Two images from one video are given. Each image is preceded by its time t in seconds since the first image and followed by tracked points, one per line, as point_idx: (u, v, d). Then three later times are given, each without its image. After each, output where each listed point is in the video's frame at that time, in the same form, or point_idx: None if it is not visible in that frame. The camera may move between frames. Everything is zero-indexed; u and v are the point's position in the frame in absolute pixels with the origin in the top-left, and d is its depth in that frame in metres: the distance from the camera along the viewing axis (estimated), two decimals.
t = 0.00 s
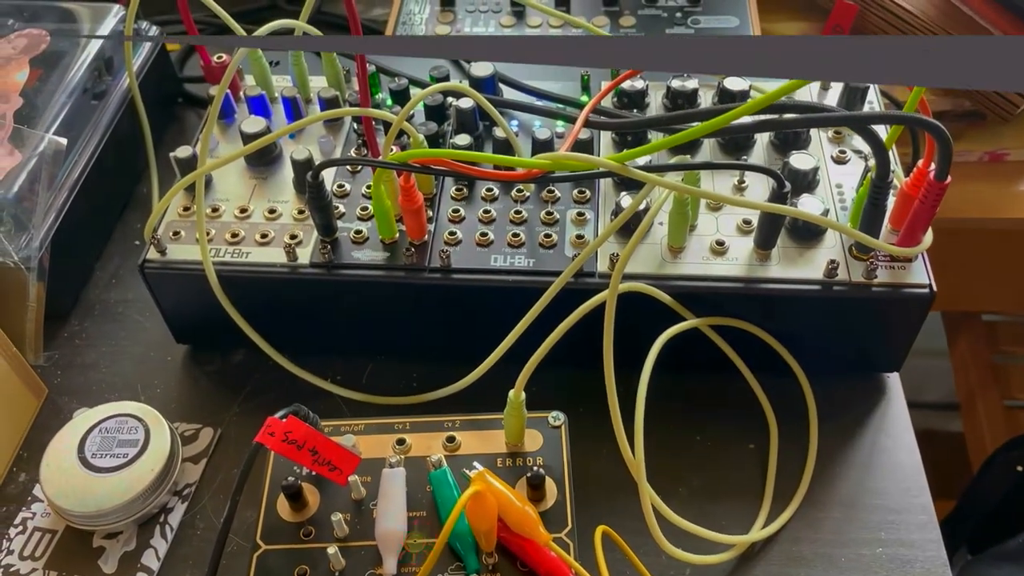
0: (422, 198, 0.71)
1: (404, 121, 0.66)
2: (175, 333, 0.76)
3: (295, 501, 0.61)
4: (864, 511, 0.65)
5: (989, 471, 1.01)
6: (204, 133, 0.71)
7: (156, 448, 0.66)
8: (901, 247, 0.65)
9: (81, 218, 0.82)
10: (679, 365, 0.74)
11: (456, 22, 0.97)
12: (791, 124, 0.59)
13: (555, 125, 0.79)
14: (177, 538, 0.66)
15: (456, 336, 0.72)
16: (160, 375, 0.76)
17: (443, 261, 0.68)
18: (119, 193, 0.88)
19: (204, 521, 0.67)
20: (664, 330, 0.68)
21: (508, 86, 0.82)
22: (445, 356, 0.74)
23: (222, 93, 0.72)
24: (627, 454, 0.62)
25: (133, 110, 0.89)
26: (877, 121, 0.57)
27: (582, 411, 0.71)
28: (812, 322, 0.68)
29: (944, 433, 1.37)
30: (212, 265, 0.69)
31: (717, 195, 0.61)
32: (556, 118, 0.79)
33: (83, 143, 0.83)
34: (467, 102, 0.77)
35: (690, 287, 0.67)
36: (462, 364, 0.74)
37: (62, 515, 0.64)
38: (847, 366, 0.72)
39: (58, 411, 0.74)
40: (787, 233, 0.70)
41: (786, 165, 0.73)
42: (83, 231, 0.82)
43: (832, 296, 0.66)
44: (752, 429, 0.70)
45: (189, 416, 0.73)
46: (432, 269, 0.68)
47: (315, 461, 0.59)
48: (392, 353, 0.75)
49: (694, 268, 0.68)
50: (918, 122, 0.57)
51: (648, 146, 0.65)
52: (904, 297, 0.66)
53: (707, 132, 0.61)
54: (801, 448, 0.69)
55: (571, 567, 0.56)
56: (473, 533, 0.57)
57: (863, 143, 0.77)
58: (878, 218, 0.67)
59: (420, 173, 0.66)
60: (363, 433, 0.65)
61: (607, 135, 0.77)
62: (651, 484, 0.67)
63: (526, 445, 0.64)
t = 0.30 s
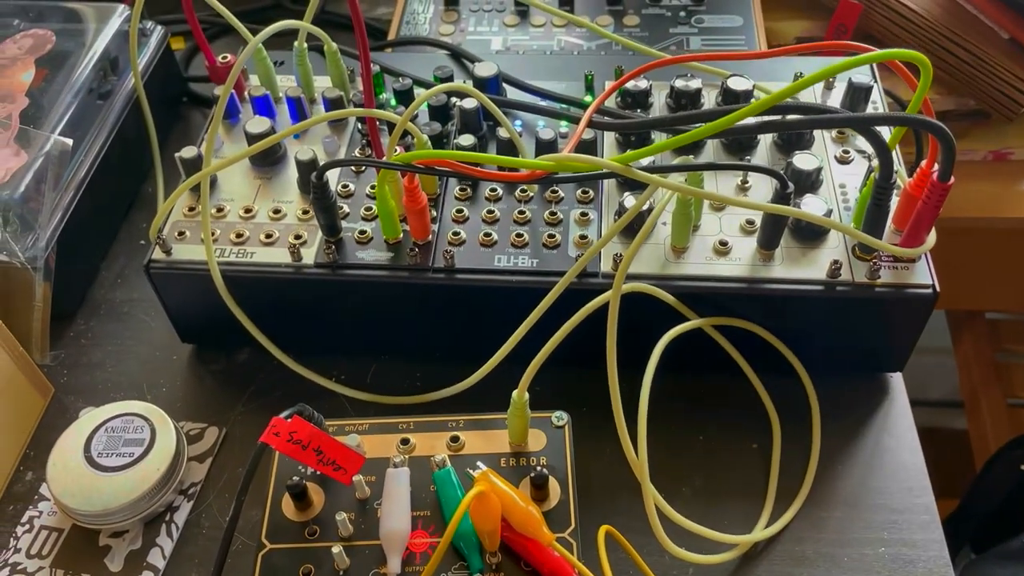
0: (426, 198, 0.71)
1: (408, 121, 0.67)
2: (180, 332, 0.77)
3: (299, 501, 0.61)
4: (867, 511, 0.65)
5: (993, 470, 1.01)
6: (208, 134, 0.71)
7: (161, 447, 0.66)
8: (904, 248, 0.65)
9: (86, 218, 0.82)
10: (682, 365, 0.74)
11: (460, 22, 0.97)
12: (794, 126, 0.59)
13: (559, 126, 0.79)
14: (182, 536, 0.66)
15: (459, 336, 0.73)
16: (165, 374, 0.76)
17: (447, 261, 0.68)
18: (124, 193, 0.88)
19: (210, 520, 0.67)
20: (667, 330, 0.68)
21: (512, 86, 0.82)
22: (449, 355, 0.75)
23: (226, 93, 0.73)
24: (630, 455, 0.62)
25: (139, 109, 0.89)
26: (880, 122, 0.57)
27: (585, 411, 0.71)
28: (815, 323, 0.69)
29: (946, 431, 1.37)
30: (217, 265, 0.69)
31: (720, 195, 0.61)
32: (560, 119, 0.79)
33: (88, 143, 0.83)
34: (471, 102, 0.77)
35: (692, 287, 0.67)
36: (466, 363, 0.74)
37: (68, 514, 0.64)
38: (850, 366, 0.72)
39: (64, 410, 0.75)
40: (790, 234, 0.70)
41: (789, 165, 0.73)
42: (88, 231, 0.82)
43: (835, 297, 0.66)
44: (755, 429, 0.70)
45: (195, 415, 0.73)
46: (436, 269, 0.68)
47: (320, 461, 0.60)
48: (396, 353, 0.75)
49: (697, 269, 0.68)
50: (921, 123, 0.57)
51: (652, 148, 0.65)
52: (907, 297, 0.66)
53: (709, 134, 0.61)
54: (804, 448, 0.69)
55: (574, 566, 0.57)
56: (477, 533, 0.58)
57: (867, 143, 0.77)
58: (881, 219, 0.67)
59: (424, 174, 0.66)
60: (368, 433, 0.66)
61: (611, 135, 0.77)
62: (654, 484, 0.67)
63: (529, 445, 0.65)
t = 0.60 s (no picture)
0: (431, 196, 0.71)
1: (413, 119, 0.67)
2: (185, 330, 0.77)
3: (305, 498, 0.61)
4: (873, 509, 0.65)
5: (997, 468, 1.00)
6: (213, 132, 0.71)
7: (166, 444, 0.66)
8: (910, 246, 0.65)
9: (91, 215, 0.82)
10: (687, 362, 0.74)
11: (464, 19, 0.97)
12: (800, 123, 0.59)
13: (563, 123, 0.79)
14: (188, 533, 0.66)
15: (464, 334, 0.73)
16: (171, 371, 0.77)
17: (452, 259, 0.68)
18: (129, 190, 0.88)
19: (215, 518, 0.67)
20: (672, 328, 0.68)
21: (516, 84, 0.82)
22: (453, 353, 0.75)
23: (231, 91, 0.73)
24: (635, 453, 0.62)
25: (143, 106, 0.89)
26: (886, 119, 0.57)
27: (590, 408, 0.71)
28: (820, 321, 0.68)
29: (949, 429, 1.37)
30: (222, 262, 0.69)
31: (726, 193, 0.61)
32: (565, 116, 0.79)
33: (93, 141, 0.83)
34: (475, 100, 0.77)
35: (698, 284, 0.67)
36: (470, 361, 0.74)
37: (74, 511, 0.64)
38: (855, 364, 0.72)
39: (70, 407, 0.75)
40: (796, 231, 0.70)
41: (794, 162, 0.73)
42: (93, 229, 0.82)
43: (840, 295, 0.66)
44: (760, 427, 0.70)
45: (199, 413, 0.73)
46: (441, 267, 0.68)
47: (325, 458, 0.60)
48: (400, 351, 0.75)
49: (702, 266, 0.68)
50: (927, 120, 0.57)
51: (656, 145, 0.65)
52: (913, 295, 0.65)
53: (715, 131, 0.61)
54: (810, 446, 0.69)
55: (579, 564, 0.56)
56: (482, 530, 0.58)
57: (872, 140, 0.77)
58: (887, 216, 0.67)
59: (428, 171, 0.66)
60: (372, 430, 0.66)
61: (615, 133, 0.77)
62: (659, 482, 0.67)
63: (534, 443, 0.64)
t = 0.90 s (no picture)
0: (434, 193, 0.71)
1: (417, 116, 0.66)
2: (189, 327, 0.77)
3: (309, 495, 0.61)
4: (877, 506, 0.65)
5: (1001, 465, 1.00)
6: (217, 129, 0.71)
7: (170, 441, 0.66)
8: (916, 243, 0.64)
9: (95, 212, 0.82)
10: (691, 359, 0.74)
11: (467, 15, 0.97)
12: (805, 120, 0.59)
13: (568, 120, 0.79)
14: (192, 530, 0.66)
15: (468, 331, 0.72)
16: (174, 368, 0.77)
17: (456, 255, 0.68)
18: (133, 187, 0.88)
19: (220, 514, 0.67)
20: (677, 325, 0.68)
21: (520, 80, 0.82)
22: (457, 350, 0.74)
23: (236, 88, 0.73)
24: (639, 450, 0.62)
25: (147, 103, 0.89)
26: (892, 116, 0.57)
27: (594, 406, 0.71)
28: (825, 318, 0.68)
29: (952, 426, 1.37)
30: (225, 259, 0.69)
31: (731, 190, 0.61)
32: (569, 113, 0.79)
33: (97, 137, 0.83)
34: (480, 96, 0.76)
35: (702, 282, 0.67)
36: (473, 358, 0.74)
37: (78, 507, 0.64)
38: (860, 361, 0.72)
39: (74, 403, 0.75)
40: (801, 228, 0.69)
41: (799, 159, 0.73)
42: (97, 225, 0.82)
43: (845, 292, 0.66)
44: (764, 424, 0.70)
45: (203, 409, 0.73)
46: (445, 264, 0.68)
47: (329, 456, 0.60)
48: (403, 347, 0.75)
49: (707, 263, 0.68)
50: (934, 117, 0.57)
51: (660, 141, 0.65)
52: (919, 292, 0.65)
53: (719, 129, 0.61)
54: (814, 443, 0.69)
55: (583, 561, 0.57)
56: (486, 527, 0.58)
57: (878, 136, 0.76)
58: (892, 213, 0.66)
59: (432, 168, 0.66)
60: (377, 427, 0.66)
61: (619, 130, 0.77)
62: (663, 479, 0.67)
63: (538, 440, 0.64)
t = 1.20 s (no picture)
0: (436, 190, 0.71)
1: (418, 113, 0.66)
2: (191, 324, 0.77)
3: (310, 492, 0.61)
4: (880, 504, 0.65)
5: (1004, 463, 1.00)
6: (219, 127, 0.71)
7: (172, 438, 0.66)
8: (919, 240, 0.64)
9: (97, 209, 0.82)
10: (693, 356, 0.74)
11: (469, 12, 0.97)
12: (808, 117, 0.59)
13: (570, 117, 0.79)
14: (194, 527, 0.66)
15: (470, 328, 0.72)
16: (176, 365, 0.77)
17: (458, 253, 0.68)
18: (135, 184, 0.88)
19: (222, 511, 0.67)
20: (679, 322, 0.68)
21: (523, 77, 0.82)
22: (459, 347, 0.74)
23: (237, 85, 0.72)
24: (642, 448, 0.62)
25: (148, 100, 0.89)
26: (895, 113, 0.57)
27: (596, 403, 0.71)
28: (827, 315, 0.68)
29: (955, 423, 1.37)
30: (227, 257, 0.69)
31: (734, 187, 0.61)
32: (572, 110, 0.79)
33: (99, 134, 0.83)
34: (481, 93, 0.76)
35: (705, 279, 0.67)
36: (476, 355, 0.74)
37: (80, 504, 0.64)
38: (863, 359, 0.72)
39: (76, 401, 0.75)
40: (803, 226, 0.69)
41: (802, 156, 0.73)
42: (99, 222, 0.82)
43: (848, 289, 0.66)
44: (767, 422, 0.70)
45: (206, 407, 0.73)
46: (446, 261, 0.68)
47: (331, 453, 0.60)
48: (405, 345, 0.75)
49: (709, 260, 0.68)
50: (937, 114, 0.57)
51: (663, 138, 0.65)
52: (922, 290, 0.65)
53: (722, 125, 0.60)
54: (817, 441, 0.68)
55: (585, 559, 0.56)
56: (488, 525, 0.58)
57: (881, 133, 0.76)
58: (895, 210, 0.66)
59: (434, 165, 0.66)
60: (378, 424, 0.65)
61: (621, 126, 0.77)
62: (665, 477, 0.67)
63: (540, 437, 0.64)
